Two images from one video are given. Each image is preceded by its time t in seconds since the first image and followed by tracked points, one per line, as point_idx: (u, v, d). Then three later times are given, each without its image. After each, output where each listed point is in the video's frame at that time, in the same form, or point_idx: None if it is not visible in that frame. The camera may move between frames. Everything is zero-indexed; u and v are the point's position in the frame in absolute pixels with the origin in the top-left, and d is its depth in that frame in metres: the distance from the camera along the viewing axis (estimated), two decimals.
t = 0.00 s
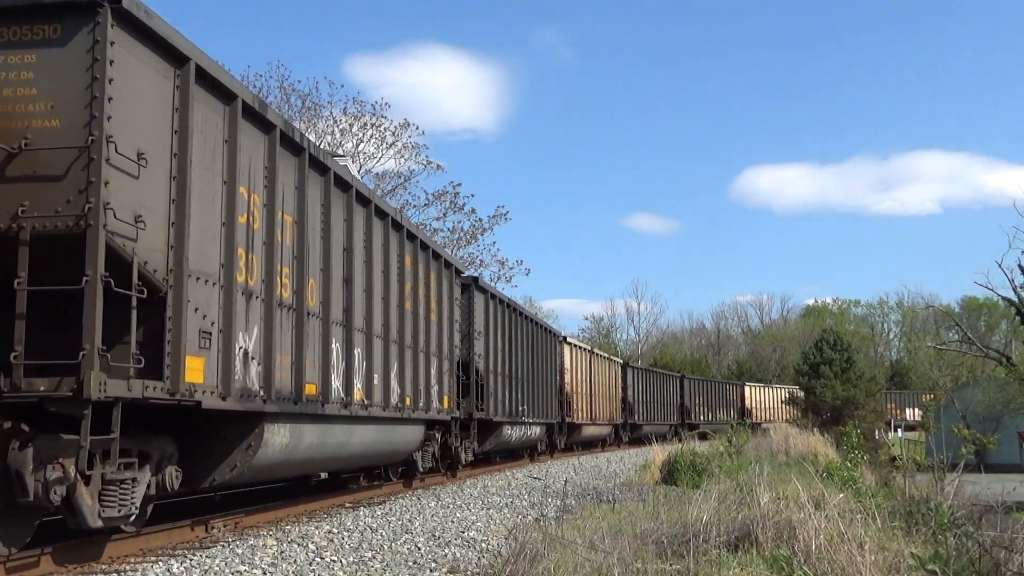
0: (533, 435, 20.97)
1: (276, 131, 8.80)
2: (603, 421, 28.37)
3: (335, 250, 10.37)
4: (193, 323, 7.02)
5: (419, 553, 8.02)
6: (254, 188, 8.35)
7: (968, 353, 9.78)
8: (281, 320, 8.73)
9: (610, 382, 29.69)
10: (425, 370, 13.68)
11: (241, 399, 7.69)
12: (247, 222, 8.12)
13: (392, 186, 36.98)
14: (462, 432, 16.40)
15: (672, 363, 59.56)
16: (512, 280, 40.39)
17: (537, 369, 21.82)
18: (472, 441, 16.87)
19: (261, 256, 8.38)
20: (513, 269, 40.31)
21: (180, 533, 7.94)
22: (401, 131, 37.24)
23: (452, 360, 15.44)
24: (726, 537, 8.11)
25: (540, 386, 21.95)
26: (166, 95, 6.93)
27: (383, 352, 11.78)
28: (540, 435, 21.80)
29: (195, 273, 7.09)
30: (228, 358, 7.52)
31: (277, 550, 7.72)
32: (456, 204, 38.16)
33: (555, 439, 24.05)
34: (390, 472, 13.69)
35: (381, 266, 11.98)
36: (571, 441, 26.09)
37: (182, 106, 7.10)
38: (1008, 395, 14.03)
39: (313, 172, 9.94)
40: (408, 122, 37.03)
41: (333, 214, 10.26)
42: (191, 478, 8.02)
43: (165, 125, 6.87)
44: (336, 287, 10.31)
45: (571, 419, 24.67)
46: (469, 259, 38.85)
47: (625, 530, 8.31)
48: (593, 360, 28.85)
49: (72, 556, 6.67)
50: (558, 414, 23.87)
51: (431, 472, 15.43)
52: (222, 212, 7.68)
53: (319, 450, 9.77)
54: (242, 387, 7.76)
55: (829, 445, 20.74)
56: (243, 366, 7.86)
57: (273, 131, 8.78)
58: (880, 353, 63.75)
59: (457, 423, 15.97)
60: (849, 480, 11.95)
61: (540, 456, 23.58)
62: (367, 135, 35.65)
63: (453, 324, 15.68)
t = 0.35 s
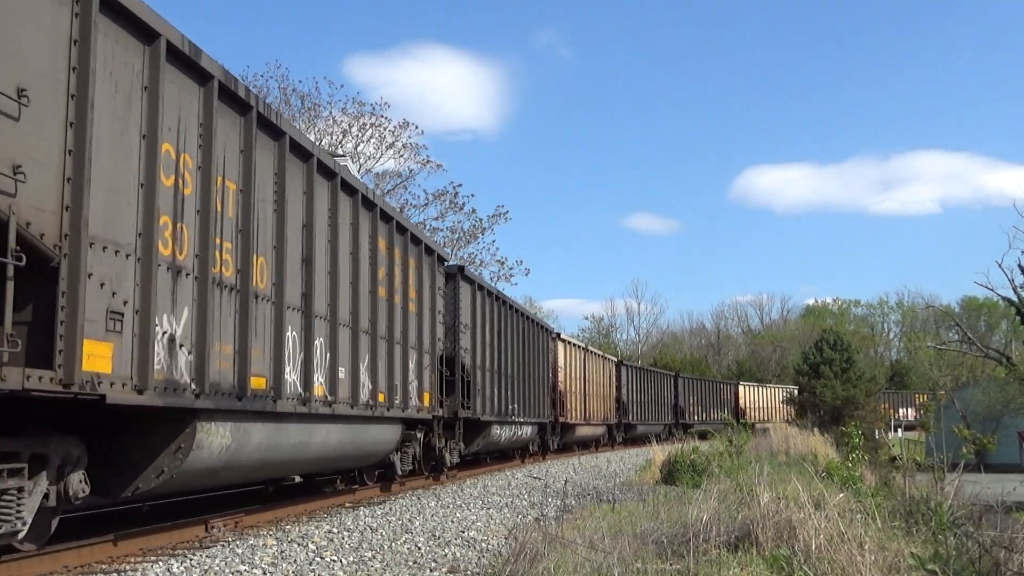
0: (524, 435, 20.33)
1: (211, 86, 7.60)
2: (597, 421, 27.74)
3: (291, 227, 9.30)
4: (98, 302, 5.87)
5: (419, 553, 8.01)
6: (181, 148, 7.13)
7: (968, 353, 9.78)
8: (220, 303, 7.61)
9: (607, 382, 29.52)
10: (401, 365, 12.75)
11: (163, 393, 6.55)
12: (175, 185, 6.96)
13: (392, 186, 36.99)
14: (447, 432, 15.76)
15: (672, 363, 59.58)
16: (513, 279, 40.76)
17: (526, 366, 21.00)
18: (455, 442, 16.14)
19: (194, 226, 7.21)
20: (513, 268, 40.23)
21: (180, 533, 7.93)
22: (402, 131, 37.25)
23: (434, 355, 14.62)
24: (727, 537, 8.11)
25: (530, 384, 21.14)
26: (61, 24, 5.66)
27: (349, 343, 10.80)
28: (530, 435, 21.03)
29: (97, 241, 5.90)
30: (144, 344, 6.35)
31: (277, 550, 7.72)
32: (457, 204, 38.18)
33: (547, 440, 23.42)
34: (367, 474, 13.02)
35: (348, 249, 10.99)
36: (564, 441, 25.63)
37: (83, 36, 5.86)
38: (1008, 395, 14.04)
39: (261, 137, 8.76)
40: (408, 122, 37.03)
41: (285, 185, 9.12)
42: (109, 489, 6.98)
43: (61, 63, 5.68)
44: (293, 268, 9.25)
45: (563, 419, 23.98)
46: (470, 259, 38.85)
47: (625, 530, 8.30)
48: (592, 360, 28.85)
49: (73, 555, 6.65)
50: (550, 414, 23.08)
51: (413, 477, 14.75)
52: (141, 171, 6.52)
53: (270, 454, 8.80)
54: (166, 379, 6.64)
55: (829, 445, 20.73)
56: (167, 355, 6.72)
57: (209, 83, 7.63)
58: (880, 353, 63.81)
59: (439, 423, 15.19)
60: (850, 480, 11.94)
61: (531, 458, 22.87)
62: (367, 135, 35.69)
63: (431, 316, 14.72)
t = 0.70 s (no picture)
0: (512, 435, 19.49)
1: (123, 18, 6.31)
2: (590, 421, 27.17)
3: (234, 196, 8.07)
4: None
5: (419, 553, 8.01)
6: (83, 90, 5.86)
7: (968, 353, 9.78)
8: (135, 278, 6.34)
9: (604, 381, 29.32)
10: (373, 358, 11.65)
11: (52, 385, 5.39)
12: (74, 134, 5.72)
13: (392, 186, 37.01)
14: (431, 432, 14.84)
15: (672, 363, 59.60)
16: (513, 279, 40.70)
17: (515, 363, 20.04)
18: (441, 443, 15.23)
19: (100, 184, 5.97)
20: (513, 269, 40.24)
21: (180, 533, 7.93)
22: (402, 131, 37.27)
23: (414, 349, 13.59)
24: (727, 537, 8.10)
25: (519, 382, 20.18)
26: None
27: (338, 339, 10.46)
28: (520, 435, 20.16)
29: None
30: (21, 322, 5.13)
31: (277, 550, 7.72)
32: (456, 204, 38.19)
33: (538, 440, 22.65)
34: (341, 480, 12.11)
35: (307, 227, 9.83)
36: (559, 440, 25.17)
37: None
38: (1008, 395, 14.05)
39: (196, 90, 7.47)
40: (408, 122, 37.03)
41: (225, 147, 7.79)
42: None
43: None
44: (236, 243, 8.04)
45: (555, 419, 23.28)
46: (470, 259, 38.87)
47: (625, 529, 8.31)
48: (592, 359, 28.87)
49: (73, 555, 6.65)
50: (541, 413, 22.22)
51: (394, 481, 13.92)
52: (22, 110, 5.28)
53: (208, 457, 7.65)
54: (58, 368, 5.46)
55: (829, 445, 20.74)
56: (63, 338, 5.53)
57: (122, 15, 6.30)
58: (880, 352, 63.85)
59: (420, 422, 14.22)
60: (850, 480, 11.94)
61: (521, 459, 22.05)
62: (367, 135, 35.70)
63: (410, 304, 13.60)
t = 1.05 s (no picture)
0: (501, 436, 18.55)
1: None
2: (584, 420, 26.50)
3: (156, 154, 6.83)
4: None
5: (419, 553, 8.01)
6: None
7: (968, 353, 9.78)
8: (13, 243, 5.17)
9: (600, 380, 29.02)
10: (341, 349, 10.49)
11: None
12: None
13: (392, 186, 37.03)
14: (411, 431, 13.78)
15: (672, 363, 59.63)
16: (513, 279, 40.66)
17: (502, 359, 18.92)
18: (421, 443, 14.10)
19: None
20: (513, 268, 40.27)
21: (180, 533, 7.93)
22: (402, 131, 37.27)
23: (389, 342, 12.36)
24: (726, 537, 8.10)
25: (506, 379, 19.10)
26: None
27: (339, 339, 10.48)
28: (508, 436, 19.16)
29: None
30: None
31: (277, 550, 7.72)
32: (456, 203, 38.20)
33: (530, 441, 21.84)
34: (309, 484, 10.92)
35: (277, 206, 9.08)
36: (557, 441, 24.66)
37: None
38: (1008, 395, 14.07)
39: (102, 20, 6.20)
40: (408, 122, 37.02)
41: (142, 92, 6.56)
42: None
43: None
44: (159, 210, 6.81)
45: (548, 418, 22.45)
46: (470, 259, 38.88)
47: (625, 530, 8.31)
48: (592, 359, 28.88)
49: (73, 555, 6.65)
50: (533, 413, 21.29)
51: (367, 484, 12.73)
52: None
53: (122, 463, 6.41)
54: None
55: (829, 445, 20.75)
56: None
57: None
58: (880, 352, 63.87)
59: (396, 421, 13.02)
60: (850, 480, 11.95)
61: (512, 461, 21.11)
62: (367, 135, 35.72)
63: (384, 290, 12.41)
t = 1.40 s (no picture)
0: (487, 436, 17.78)
1: None
2: (576, 421, 25.95)
3: (46, 93, 5.56)
4: None
5: (419, 553, 8.02)
6: None
7: (968, 353, 9.78)
8: None
9: (593, 378, 28.71)
10: (298, 340, 9.42)
11: None
12: None
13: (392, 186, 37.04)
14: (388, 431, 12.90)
15: (672, 363, 59.63)
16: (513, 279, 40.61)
17: (489, 354, 18.12)
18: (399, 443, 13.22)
19: None
20: (513, 268, 40.25)
21: (180, 533, 7.93)
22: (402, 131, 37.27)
23: (359, 333, 11.40)
24: (727, 537, 8.11)
25: (492, 374, 18.31)
26: None
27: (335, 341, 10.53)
28: (494, 436, 18.43)
29: None
30: None
31: (277, 550, 7.72)
32: (456, 204, 38.20)
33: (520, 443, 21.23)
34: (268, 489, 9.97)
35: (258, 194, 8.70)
36: (553, 442, 24.33)
37: None
38: (1007, 395, 14.07)
39: None
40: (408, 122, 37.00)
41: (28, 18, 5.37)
42: None
43: None
44: (49, 162, 5.56)
45: (539, 417, 21.84)
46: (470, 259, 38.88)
47: (625, 530, 8.31)
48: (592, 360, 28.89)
49: (73, 555, 6.65)
50: (522, 413, 20.63)
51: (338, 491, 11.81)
52: None
53: (55, 469, 5.74)
54: None
55: (829, 445, 20.75)
56: None
57: None
58: (879, 352, 63.89)
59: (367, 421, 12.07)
60: (850, 480, 11.95)
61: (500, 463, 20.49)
62: (367, 135, 35.72)
63: (351, 275, 11.30)
